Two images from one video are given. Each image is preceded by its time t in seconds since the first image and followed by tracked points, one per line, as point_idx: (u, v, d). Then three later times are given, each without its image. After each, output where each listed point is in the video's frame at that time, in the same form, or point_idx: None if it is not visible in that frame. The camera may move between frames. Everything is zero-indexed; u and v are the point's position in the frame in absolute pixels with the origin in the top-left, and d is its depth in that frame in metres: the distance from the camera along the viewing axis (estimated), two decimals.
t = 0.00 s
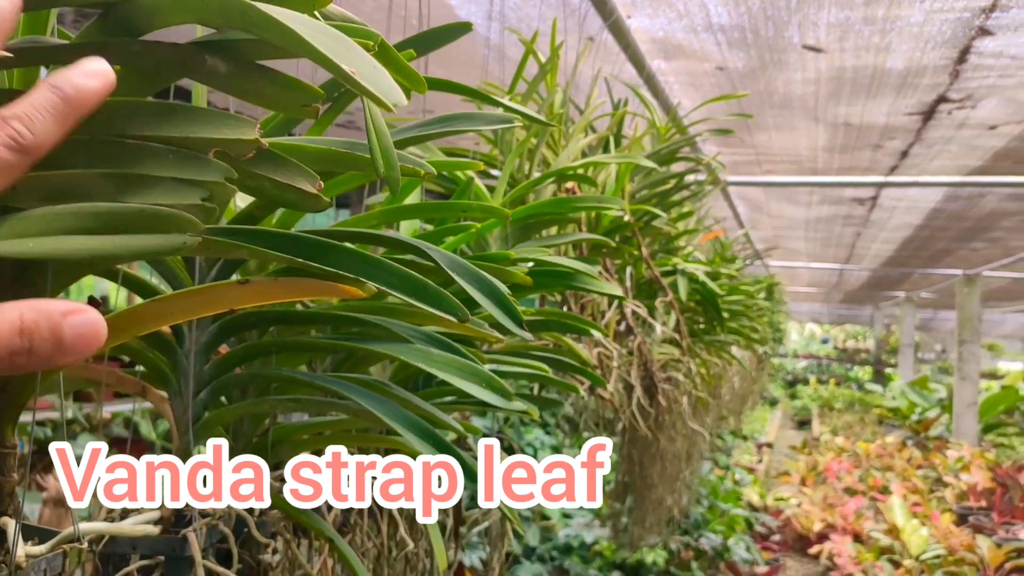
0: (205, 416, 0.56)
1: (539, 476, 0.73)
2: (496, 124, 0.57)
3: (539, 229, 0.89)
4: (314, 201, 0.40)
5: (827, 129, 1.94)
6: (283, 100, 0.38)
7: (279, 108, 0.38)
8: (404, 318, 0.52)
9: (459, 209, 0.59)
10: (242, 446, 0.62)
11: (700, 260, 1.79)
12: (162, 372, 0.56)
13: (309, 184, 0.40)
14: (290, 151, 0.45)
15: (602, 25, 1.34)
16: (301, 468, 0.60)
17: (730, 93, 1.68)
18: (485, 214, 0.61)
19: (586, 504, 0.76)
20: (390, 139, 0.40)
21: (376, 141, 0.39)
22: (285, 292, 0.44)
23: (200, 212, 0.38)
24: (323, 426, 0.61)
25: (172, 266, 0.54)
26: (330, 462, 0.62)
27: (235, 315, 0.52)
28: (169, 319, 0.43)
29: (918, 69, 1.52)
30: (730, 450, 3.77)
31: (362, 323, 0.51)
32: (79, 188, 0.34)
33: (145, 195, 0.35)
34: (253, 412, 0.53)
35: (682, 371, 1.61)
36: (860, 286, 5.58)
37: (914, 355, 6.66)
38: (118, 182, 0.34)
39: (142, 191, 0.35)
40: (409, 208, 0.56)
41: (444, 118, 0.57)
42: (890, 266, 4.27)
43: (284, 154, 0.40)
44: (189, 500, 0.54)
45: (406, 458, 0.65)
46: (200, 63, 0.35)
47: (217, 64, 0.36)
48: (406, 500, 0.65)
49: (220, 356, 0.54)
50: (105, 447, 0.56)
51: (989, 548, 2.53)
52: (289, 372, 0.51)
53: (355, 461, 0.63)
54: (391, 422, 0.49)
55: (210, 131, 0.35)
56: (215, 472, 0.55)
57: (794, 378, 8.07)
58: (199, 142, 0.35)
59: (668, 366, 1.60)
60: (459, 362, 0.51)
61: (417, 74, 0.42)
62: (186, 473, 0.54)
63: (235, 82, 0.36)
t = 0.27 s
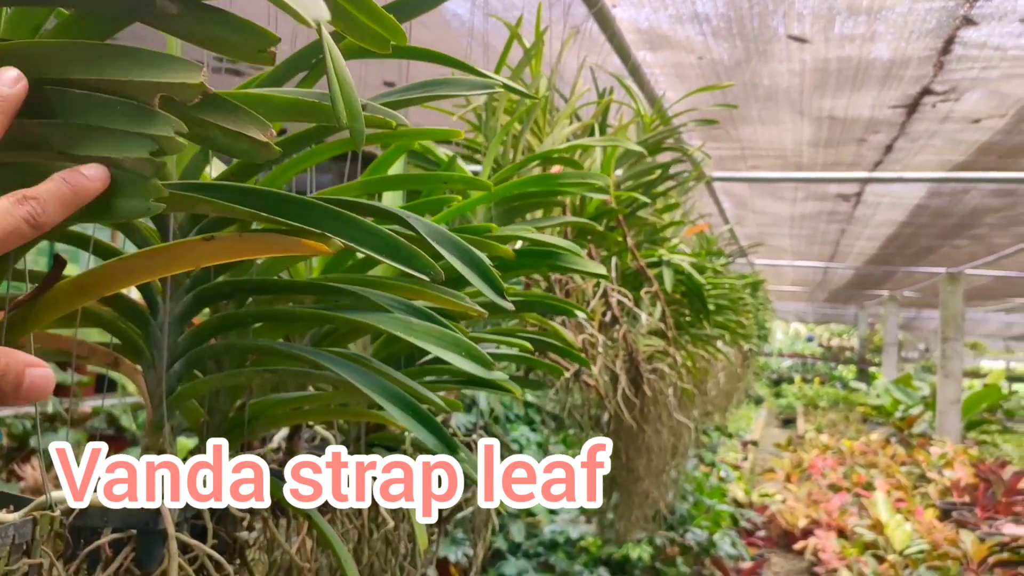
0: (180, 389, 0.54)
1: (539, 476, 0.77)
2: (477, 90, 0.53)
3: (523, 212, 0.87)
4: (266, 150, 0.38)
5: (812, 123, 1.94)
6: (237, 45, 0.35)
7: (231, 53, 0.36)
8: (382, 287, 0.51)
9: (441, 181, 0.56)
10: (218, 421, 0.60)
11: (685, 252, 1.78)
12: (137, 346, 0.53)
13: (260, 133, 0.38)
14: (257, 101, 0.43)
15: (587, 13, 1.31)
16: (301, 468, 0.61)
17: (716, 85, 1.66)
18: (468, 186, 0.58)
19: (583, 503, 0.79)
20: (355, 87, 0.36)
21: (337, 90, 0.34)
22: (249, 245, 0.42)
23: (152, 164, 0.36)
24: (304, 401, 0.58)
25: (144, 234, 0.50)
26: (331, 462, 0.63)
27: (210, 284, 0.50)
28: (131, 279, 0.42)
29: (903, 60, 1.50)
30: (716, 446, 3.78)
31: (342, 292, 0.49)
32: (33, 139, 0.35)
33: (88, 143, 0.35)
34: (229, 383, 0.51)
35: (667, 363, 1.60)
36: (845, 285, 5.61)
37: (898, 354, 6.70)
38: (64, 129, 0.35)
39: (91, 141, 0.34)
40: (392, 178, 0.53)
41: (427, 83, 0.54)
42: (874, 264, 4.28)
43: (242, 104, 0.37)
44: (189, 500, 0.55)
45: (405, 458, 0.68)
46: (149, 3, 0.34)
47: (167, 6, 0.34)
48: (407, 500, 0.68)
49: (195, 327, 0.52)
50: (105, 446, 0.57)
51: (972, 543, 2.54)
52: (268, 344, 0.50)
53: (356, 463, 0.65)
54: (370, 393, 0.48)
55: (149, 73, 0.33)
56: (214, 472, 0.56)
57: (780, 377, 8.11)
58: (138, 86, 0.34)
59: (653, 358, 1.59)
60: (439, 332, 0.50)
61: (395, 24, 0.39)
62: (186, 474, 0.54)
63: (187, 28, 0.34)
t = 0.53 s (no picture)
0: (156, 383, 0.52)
1: (540, 476, 0.76)
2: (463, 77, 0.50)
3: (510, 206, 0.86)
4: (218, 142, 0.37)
5: (801, 120, 1.93)
6: (192, 38, 0.34)
7: (181, 44, 0.34)
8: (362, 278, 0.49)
9: (426, 170, 0.54)
10: (197, 417, 0.58)
11: (675, 250, 1.77)
12: (111, 340, 0.51)
13: (212, 124, 0.36)
14: (218, 89, 0.41)
15: (576, 9, 1.29)
16: (300, 468, 0.62)
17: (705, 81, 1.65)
18: (452, 177, 0.56)
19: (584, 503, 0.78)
20: (313, 78, 0.35)
21: (295, 81, 0.33)
22: (212, 238, 0.40)
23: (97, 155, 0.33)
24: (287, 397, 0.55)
25: (120, 223, 0.48)
26: (332, 461, 0.63)
27: (186, 275, 0.48)
28: (96, 269, 0.40)
29: (893, 57, 1.49)
30: (705, 446, 3.78)
31: (320, 283, 0.47)
32: None
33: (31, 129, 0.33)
34: (208, 378, 0.50)
35: (657, 361, 1.59)
36: (834, 284, 5.63)
37: (886, 354, 6.73)
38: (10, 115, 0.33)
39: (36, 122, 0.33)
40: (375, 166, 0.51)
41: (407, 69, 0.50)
42: (862, 264, 4.29)
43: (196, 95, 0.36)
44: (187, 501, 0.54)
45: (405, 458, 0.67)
46: None
47: None
48: (406, 500, 0.66)
49: (172, 320, 0.50)
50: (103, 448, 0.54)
51: (961, 541, 2.55)
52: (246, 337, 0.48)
53: (355, 462, 0.64)
54: (350, 387, 0.46)
55: (84, 50, 0.31)
56: (214, 472, 0.56)
57: (769, 377, 8.14)
58: (74, 62, 0.32)
59: (643, 356, 1.58)
60: (420, 324, 0.48)
61: (363, 17, 0.36)
62: (186, 472, 0.54)
63: (135, 16, 0.33)
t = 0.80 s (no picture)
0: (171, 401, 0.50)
1: (539, 475, 0.73)
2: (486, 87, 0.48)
3: (521, 213, 0.85)
4: (259, 167, 0.35)
5: (803, 123, 1.92)
6: (226, 56, 0.32)
7: (215, 61, 0.32)
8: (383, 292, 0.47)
9: (442, 180, 0.54)
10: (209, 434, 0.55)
11: (677, 253, 1.76)
12: (125, 356, 0.49)
13: (253, 148, 0.35)
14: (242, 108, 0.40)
15: (580, 11, 1.27)
16: (301, 468, 0.59)
17: (707, 84, 1.63)
18: (468, 185, 0.56)
19: (585, 503, 0.76)
20: (345, 90, 0.32)
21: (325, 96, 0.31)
22: (239, 258, 0.38)
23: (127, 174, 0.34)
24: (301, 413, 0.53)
25: (133, 238, 0.46)
26: (332, 462, 0.61)
27: (201, 291, 0.46)
28: (114, 288, 0.38)
29: (897, 59, 1.48)
30: (703, 447, 3.77)
31: (340, 299, 0.46)
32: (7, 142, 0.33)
33: (62, 150, 0.33)
34: (224, 396, 0.48)
35: (661, 365, 1.58)
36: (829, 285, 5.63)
37: (882, 354, 6.74)
38: (39, 133, 0.33)
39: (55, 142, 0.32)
40: (392, 178, 0.51)
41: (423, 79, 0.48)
42: (859, 265, 4.29)
43: (232, 115, 0.34)
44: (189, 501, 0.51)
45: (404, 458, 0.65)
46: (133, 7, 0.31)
47: (151, 11, 0.31)
48: (406, 500, 0.64)
49: (187, 336, 0.48)
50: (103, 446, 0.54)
51: (960, 544, 2.54)
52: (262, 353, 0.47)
53: (355, 462, 0.62)
54: (368, 403, 0.45)
55: (120, 70, 0.30)
56: (215, 472, 0.52)
57: (764, 377, 8.15)
58: (111, 84, 0.31)
59: (646, 361, 1.57)
60: (443, 340, 0.46)
61: (385, 27, 0.34)
62: (186, 473, 0.51)
63: (170, 34, 0.31)
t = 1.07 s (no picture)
0: (201, 420, 0.50)
1: (539, 475, 0.64)
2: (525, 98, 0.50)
3: (539, 220, 0.83)
4: (302, 173, 0.34)
5: (810, 126, 1.91)
6: (268, 53, 0.31)
7: (258, 62, 0.31)
8: (422, 311, 0.48)
9: (474, 193, 0.53)
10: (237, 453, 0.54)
11: (685, 257, 1.75)
12: (153, 374, 0.48)
13: (294, 153, 0.33)
14: (289, 114, 0.39)
15: (591, 15, 1.26)
16: (300, 467, 0.53)
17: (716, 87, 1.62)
18: (499, 199, 0.55)
19: (586, 506, 0.66)
20: (400, 95, 0.31)
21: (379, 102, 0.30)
22: (282, 278, 0.37)
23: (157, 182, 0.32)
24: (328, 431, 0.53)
25: (162, 252, 0.46)
26: (332, 461, 0.54)
27: (232, 308, 0.45)
28: (151, 311, 0.37)
29: (908, 63, 1.46)
30: (704, 449, 3.77)
31: (378, 316, 0.45)
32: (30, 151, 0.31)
33: (87, 157, 0.31)
34: (254, 413, 0.47)
35: (670, 370, 1.57)
36: (829, 287, 5.63)
37: (880, 355, 6.74)
38: (65, 141, 0.31)
39: (85, 149, 0.31)
40: (418, 191, 0.50)
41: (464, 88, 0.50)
42: (859, 267, 4.29)
43: (271, 118, 0.33)
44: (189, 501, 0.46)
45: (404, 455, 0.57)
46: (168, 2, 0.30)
47: (186, 6, 0.29)
48: (406, 501, 0.57)
49: (216, 354, 0.47)
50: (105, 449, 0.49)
51: (964, 547, 2.54)
52: (293, 370, 0.45)
53: (356, 461, 0.55)
54: (403, 422, 0.44)
55: (152, 66, 0.29)
56: (215, 472, 0.49)
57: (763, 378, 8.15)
58: (142, 82, 0.29)
59: (654, 365, 1.56)
60: (482, 359, 0.46)
61: (438, 32, 0.35)
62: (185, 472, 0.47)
63: (205, 30, 0.30)
